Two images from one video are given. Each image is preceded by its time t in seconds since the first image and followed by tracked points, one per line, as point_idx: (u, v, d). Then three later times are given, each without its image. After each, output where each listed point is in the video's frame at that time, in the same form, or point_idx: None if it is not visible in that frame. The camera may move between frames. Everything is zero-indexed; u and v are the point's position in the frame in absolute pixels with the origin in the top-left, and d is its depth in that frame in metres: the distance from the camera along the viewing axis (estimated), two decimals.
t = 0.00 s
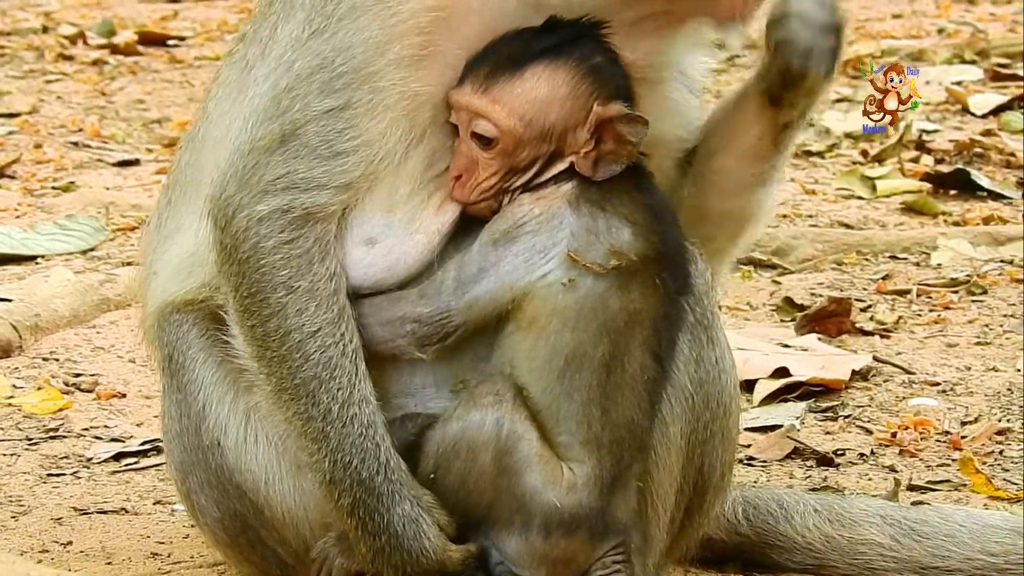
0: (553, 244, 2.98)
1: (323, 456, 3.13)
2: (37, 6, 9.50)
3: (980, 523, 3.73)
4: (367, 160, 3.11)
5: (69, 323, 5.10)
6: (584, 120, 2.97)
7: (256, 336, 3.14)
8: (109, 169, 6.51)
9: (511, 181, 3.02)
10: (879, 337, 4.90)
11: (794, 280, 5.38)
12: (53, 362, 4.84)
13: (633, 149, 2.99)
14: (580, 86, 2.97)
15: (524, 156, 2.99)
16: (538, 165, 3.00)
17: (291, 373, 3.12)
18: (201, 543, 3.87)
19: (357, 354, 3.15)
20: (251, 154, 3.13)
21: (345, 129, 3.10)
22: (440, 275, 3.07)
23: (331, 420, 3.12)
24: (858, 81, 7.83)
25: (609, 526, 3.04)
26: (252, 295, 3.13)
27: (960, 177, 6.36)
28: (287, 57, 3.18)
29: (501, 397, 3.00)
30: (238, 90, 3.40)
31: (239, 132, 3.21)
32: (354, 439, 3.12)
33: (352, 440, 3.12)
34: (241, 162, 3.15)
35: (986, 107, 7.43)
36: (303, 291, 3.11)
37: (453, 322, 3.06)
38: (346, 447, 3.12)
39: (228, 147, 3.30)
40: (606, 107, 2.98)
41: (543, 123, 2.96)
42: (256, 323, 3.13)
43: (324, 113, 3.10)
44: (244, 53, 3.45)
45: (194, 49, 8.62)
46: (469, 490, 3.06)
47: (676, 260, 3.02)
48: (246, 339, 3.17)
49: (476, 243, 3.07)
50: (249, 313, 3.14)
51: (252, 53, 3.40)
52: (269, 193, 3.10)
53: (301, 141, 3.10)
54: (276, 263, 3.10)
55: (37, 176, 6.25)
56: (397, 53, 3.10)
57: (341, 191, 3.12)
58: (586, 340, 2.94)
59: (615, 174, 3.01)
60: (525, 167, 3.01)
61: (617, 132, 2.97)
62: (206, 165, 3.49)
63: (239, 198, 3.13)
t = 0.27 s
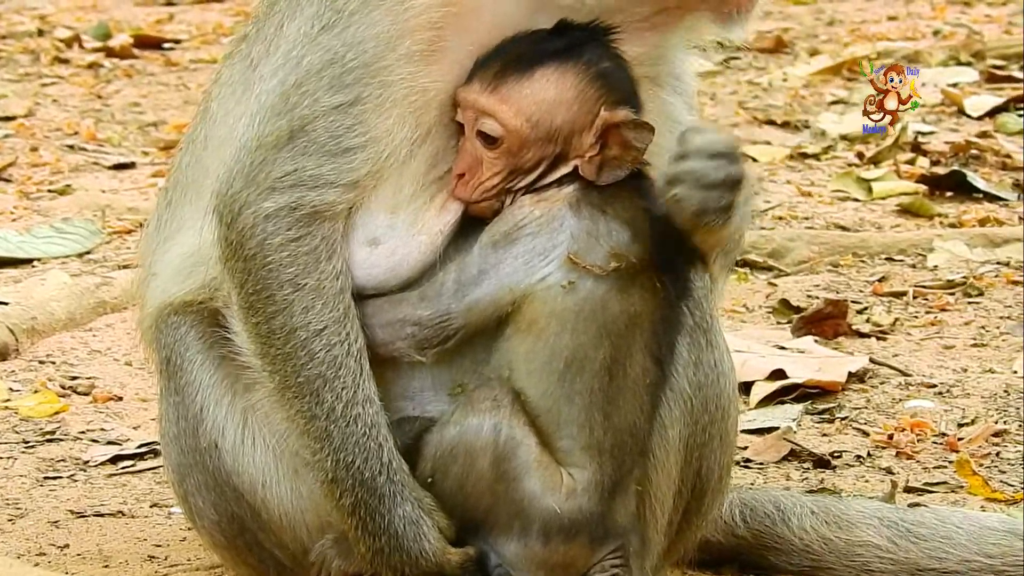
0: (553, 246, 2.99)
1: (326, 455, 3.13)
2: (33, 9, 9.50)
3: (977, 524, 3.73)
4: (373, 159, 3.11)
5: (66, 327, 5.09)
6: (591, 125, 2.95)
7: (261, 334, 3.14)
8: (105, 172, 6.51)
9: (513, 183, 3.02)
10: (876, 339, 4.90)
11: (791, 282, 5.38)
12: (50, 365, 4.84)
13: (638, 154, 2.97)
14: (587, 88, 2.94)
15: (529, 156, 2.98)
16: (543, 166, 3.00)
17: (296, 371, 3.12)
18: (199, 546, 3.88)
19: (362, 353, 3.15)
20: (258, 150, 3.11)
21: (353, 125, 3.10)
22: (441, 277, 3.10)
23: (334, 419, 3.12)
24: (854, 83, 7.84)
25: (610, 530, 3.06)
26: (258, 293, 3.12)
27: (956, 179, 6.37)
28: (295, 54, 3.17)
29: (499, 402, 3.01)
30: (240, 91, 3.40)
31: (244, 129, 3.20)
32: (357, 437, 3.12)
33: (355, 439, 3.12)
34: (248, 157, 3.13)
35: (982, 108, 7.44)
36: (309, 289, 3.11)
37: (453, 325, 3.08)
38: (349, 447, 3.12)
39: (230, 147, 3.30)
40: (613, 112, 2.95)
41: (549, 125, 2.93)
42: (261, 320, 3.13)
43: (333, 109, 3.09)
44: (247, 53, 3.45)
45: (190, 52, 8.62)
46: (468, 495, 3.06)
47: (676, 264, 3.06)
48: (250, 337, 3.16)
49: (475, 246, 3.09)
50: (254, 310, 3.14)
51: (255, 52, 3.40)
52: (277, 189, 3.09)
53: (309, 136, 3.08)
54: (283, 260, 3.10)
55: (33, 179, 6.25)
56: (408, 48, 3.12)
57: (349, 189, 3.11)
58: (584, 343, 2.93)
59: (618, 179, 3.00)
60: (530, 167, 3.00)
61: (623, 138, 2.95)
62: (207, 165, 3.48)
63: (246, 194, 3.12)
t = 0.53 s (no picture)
0: (551, 249, 2.97)
1: (323, 457, 3.12)
2: (34, 10, 9.50)
3: (977, 527, 3.73)
4: (369, 162, 3.10)
5: (66, 328, 5.09)
6: (583, 128, 2.95)
7: (258, 336, 3.13)
8: (106, 173, 6.51)
9: (507, 190, 3.01)
10: (877, 342, 4.90)
11: (791, 284, 5.39)
12: (51, 366, 4.84)
13: (631, 156, 2.98)
14: (580, 92, 2.95)
15: (524, 163, 2.98)
16: (538, 171, 3.00)
17: (292, 374, 3.11)
18: (199, 547, 3.88)
19: (359, 355, 3.14)
20: (255, 153, 3.11)
21: (349, 129, 3.08)
22: (438, 280, 3.07)
23: (331, 422, 3.11)
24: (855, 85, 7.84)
25: (612, 530, 3.09)
26: (256, 295, 3.11)
27: (956, 181, 6.37)
28: (292, 57, 3.17)
29: (499, 406, 3.00)
30: (239, 91, 3.40)
31: (241, 131, 3.19)
32: (354, 440, 3.12)
33: (353, 441, 3.12)
34: (244, 161, 3.13)
35: (982, 111, 7.45)
36: (305, 291, 3.09)
37: (452, 328, 3.06)
38: (347, 449, 3.11)
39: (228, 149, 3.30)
40: (605, 114, 2.95)
41: (542, 131, 2.93)
42: (258, 323, 3.12)
43: (327, 112, 3.08)
44: (246, 51, 3.44)
45: (191, 53, 8.62)
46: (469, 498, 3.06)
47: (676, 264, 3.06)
48: (247, 339, 3.16)
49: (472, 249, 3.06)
50: (251, 312, 3.13)
51: (253, 51, 3.39)
52: (273, 192, 3.08)
53: (305, 140, 3.07)
54: (280, 263, 3.08)
55: (34, 181, 6.25)
56: (400, 53, 3.10)
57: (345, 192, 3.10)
58: (583, 346, 2.95)
59: (611, 182, 3.02)
60: (524, 173, 2.99)
61: (616, 141, 2.96)
62: (205, 165, 3.47)
63: (242, 198, 3.11)
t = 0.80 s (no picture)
0: (539, 255, 3.03)
1: (315, 467, 3.15)
2: (35, 11, 9.50)
3: (977, 528, 3.74)
4: (361, 177, 3.10)
5: (66, 328, 5.09)
6: (558, 135, 2.99)
7: (250, 347, 3.14)
8: (107, 174, 6.51)
9: (487, 201, 3.05)
10: (877, 342, 4.90)
11: (791, 285, 5.38)
12: (51, 367, 4.84)
13: (604, 163, 3.04)
14: (551, 101, 2.99)
15: (499, 173, 3.02)
16: (512, 181, 3.04)
17: (284, 384, 3.13)
18: (199, 547, 3.88)
19: (349, 365, 3.16)
20: (247, 164, 3.10)
21: (339, 146, 3.07)
22: (427, 290, 3.11)
23: (323, 431, 3.14)
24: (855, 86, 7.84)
25: (608, 531, 3.12)
26: (247, 306, 3.12)
27: (957, 182, 6.38)
28: (286, 66, 3.14)
29: (492, 408, 3.05)
30: (238, 91, 3.38)
31: (236, 139, 3.18)
32: (348, 448, 3.14)
33: (346, 450, 3.14)
34: (237, 171, 3.11)
35: (983, 112, 7.45)
36: (295, 303, 3.11)
37: (443, 338, 3.10)
38: (340, 457, 3.14)
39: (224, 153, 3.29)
40: (579, 122, 2.99)
41: (516, 141, 2.97)
42: (248, 334, 3.14)
43: (319, 128, 3.06)
44: (248, 47, 3.41)
45: (191, 54, 8.62)
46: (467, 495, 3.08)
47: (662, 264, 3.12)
48: (239, 350, 3.17)
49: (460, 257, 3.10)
50: (242, 323, 3.14)
51: (255, 50, 3.36)
52: (263, 205, 3.08)
53: (295, 154, 3.07)
54: (269, 275, 3.09)
55: (34, 182, 6.25)
56: (390, 74, 3.06)
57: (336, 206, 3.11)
58: (574, 349, 3.01)
59: (584, 186, 3.08)
60: (499, 185, 3.03)
61: (589, 148, 3.01)
62: (203, 166, 3.46)
63: (233, 209, 3.11)
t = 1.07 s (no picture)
0: (539, 260, 3.02)
1: (315, 467, 3.16)
2: (33, 13, 9.50)
3: (977, 529, 3.74)
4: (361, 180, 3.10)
5: (66, 330, 5.09)
6: (548, 135, 3.00)
7: (251, 347, 3.16)
8: (106, 176, 6.51)
9: (481, 206, 3.07)
10: (876, 344, 4.90)
11: (791, 286, 5.38)
12: (50, 369, 4.83)
13: (596, 159, 3.04)
14: (539, 104, 3.00)
15: (490, 180, 3.02)
16: (506, 185, 3.04)
17: (284, 385, 3.14)
18: (199, 549, 3.88)
19: (351, 366, 3.17)
20: (249, 164, 3.11)
21: (341, 147, 3.08)
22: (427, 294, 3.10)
23: (324, 432, 3.15)
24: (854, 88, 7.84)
25: (596, 527, 3.10)
26: (248, 306, 3.13)
27: (956, 184, 6.37)
28: (289, 67, 3.14)
29: (481, 403, 3.05)
30: (241, 90, 3.39)
31: (239, 139, 3.18)
32: (348, 449, 3.16)
33: (346, 450, 3.16)
34: (239, 171, 3.12)
35: (982, 113, 7.44)
36: (296, 303, 3.12)
37: (443, 341, 3.09)
38: (341, 458, 3.16)
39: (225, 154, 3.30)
40: (569, 121, 3.00)
41: (504, 144, 2.98)
42: (250, 334, 3.15)
43: (320, 130, 3.07)
44: (252, 46, 3.41)
45: (190, 56, 8.62)
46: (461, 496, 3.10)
47: (658, 264, 3.11)
48: (240, 350, 3.18)
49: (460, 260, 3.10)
50: (244, 324, 3.15)
51: (258, 49, 3.37)
52: (265, 205, 3.09)
53: (297, 155, 3.07)
54: (271, 275, 3.10)
55: (33, 184, 6.25)
56: (390, 76, 3.06)
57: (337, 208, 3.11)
58: (565, 346, 2.99)
59: (578, 185, 3.08)
60: (492, 190, 3.04)
61: (581, 146, 3.02)
62: (205, 166, 3.47)
63: (236, 208, 3.11)
